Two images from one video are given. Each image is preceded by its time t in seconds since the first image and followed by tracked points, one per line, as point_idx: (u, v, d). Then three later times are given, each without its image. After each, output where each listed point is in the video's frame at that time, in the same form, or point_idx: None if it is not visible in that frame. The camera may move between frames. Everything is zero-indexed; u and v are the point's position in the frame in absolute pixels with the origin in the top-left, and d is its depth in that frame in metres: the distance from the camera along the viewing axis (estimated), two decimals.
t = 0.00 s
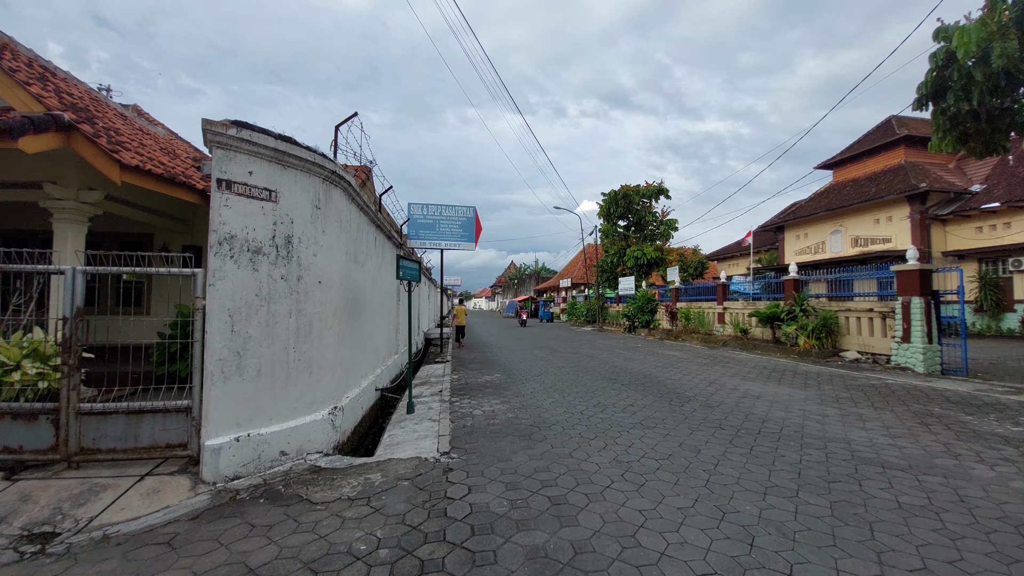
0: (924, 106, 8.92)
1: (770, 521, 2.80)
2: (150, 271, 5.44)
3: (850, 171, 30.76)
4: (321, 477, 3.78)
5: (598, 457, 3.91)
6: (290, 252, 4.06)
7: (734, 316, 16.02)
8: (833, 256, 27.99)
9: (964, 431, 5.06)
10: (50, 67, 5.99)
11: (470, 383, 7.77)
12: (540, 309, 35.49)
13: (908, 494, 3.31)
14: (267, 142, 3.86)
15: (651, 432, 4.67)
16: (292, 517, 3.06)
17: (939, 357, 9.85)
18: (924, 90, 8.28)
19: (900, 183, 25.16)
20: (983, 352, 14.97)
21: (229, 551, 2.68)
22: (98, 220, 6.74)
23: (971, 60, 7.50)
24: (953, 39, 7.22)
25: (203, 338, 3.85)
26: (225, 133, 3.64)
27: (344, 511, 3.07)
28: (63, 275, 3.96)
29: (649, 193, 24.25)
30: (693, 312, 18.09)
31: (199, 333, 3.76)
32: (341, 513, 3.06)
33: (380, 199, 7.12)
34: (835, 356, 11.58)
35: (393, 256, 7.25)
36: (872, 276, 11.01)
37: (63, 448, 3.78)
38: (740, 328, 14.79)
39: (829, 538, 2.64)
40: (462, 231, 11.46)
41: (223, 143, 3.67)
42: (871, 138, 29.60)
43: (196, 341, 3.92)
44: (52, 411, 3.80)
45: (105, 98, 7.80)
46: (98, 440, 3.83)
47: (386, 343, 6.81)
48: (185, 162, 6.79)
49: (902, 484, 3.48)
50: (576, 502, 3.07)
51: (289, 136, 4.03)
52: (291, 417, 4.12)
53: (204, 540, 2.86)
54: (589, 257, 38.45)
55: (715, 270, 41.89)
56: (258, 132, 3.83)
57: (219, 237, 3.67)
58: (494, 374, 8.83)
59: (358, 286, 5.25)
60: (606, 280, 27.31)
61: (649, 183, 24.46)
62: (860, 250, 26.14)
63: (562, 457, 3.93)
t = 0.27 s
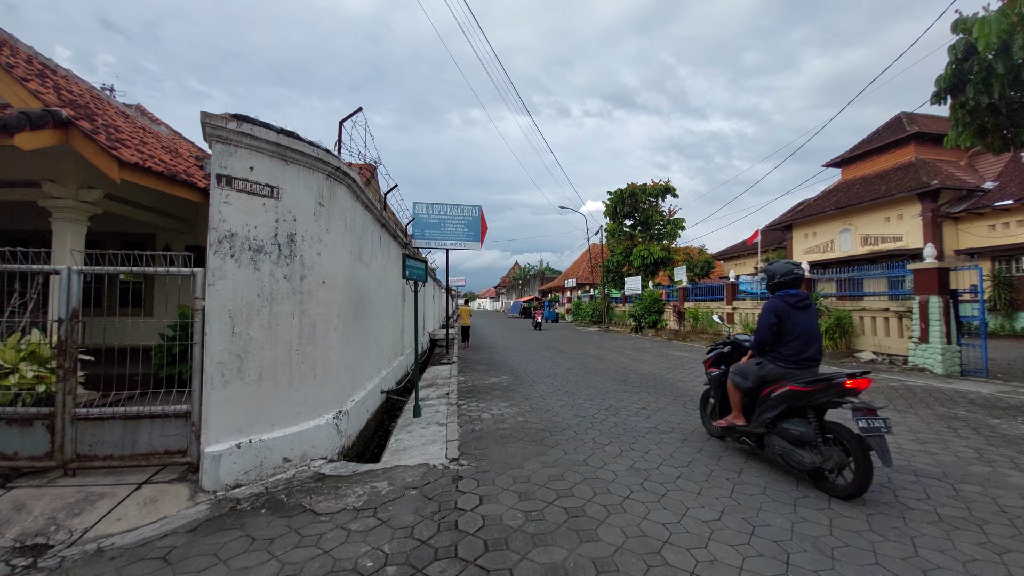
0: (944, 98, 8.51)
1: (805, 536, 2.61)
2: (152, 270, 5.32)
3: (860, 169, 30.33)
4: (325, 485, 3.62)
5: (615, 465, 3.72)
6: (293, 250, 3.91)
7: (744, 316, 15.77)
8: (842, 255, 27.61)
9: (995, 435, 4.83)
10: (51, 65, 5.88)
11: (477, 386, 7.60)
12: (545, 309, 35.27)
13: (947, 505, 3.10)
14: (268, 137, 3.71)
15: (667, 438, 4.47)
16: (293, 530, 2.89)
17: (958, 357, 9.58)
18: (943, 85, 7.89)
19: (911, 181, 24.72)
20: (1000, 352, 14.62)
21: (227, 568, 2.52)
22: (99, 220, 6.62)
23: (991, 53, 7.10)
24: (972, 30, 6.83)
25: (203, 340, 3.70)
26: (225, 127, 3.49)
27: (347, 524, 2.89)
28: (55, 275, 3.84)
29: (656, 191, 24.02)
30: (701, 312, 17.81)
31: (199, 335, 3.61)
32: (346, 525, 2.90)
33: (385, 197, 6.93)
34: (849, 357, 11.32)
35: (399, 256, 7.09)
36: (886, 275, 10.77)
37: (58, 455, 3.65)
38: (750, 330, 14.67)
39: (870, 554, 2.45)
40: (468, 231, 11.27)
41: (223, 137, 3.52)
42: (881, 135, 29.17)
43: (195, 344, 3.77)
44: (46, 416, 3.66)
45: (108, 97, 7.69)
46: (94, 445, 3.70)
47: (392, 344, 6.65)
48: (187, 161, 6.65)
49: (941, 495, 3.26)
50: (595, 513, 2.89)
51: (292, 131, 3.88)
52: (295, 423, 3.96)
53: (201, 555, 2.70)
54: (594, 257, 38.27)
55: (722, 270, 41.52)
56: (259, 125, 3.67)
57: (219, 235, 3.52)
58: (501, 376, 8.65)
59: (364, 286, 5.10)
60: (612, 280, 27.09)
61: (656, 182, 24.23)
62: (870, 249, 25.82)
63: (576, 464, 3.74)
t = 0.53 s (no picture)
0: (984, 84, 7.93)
1: (853, 559, 2.38)
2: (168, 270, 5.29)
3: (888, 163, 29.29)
4: (338, 492, 3.50)
5: (640, 475, 3.51)
6: (306, 250, 3.81)
7: (767, 316, 15.29)
8: (870, 252, 26.67)
9: None
10: (69, 67, 5.91)
11: (493, 387, 7.44)
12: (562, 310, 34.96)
13: (1008, 524, 2.83)
14: (279, 133, 3.60)
15: (694, 445, 4.24)
16: (302, 541, 2.77)
17: (1001, 359, 9.07)
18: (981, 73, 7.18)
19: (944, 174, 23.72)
20: None
21: None
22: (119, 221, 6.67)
23: None
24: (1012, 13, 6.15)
25: (215, 342, 3.62)
26: (235, 123, 3.39)
27: (358, 536, 2.76)
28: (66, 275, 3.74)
29: (674, 189, 23.56)
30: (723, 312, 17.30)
31: (210, 337, 3.53)
32: (358, 537, 2.77)
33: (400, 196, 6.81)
34: (882, 358, 10.84)
35: (414, 255, 6.98)
36: (920, 273, 10.28)
37: (73, 457, 3.60)
38: (775, 329, 14.14)
39: None
40: (483, 229, 11.10)
41: (233, 134, 3.42)
42: (910, 127, 28.10)
43: (207, 346, 3.69)
44: (60, 418, 3.61)
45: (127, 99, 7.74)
46: (107, 448, 3.64)
47: (407, 344, 6.54)
48: (203, 161, 6.64)
49: (1000, 513, 2.98)
50: (620, 529, 2.70)
51: (303, 127, 3.77)
52: (308, 426, 3.86)
53: (208, 566, 2.60)
54: (611, 257, 37.85)
55: (743, 269, 40.63)
56: (270, 121, 3.57)
57: (229, 234, 3.43)
58: (518, 378, 8.47)
59: (378, 286, 4.98)
60: (630, 279, 26.69)
61: (674, 179, 23.77)
62: (900, 246, 24.94)
63: (598, 474, 3.55)
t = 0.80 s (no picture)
0: None
1: None
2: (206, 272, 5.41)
3: (943, 155, 27.48)
4: (366, 498, 3.45)
5: (681, 491, 3.30)
6: (334, 252, 3.78)
7: (812, 318, 14.54)
8: (925, 250, 25.05)
9: None
10: (115, 78, 6.16)
11: (523, 391, 7.30)
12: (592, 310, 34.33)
13: None
14: (308, 135, 3.58)
15: (739, 459, 3.97)
16: (329, 550, 2.72)
17: None
18: None
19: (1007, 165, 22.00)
20: None
21: None
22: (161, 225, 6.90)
23: None
24: None
25: (246, 344, 3.62)
26: (264, 125, 3.38)
27: (385, 548, 2.68)
28: (104, 278, 3.81)
29: (710, 186, 22.81)
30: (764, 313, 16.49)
31: (242, 339, 3.54)
32: (385, 548, 2.69)
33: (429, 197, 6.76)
34: (943, 365, 10.07)
35: (443, 256, 6.92)
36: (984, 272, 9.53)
37: (111, 457, 3.70)
38: (822, 332, 13.32)
39: None
40: (512, 229, 10.98)
41: (263, 136, 3.42)
42: (969, 116, 26.26)
43: (239, 348, 3.70)
44: (102, 417, 3.71)
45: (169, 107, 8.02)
46: (146, 447, 3.71)
47: (436, 346, 6.48)
48: (239, 166, 6.78)
49: None
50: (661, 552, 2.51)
51: (332, 128, 3.74)
52: (337, 429, 3.83)
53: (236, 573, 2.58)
54: (643, 256, 37.08)
55: (784, 269, 39.00)
56: (298, 123, 3.55)
57: (260, 237, 3.43)
58: (549, 381, 8.29)
59: (407, 288, 4.93)
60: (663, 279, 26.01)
61: (710, 176, 23.02)
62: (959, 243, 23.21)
63: (636, 488, 3.35)
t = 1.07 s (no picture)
0: None
1: None
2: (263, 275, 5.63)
3: None
4: (412, 500, 3.45)
5: (744, 509, 3.07)
6: (380, 253, 3.82)
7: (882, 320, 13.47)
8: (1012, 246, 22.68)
9: None
10: (181, 94, 6.56)
11: (567, 395, 7.15)
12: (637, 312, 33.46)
13: None
14: (354, 138, 3.64)
15: (808, 477, 3.67)
16: (376, 552, 2.72)
17: None
18: None
19: None
20: None
21: None
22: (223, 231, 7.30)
23: None
24: None
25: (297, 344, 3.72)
26: (313, 131, 3.47)
27: (432, 554, 2.65)
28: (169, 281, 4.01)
29: (763, 180, 21.69)
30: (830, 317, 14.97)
31: (294, 340, 3.63)
32: (431, 553, 2.66)
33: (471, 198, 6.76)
34: None
35: (485, 257, 6.91)
36: None
37: (177, 449, 3.88)
38: (895, 337, 12.30)
39: None
40: (555, 230, 10.79)
41: (312, 141, 3.50)
42: None
43: (290, 348, 3.81)
44: (168, 412, 3.90)
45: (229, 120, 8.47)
46: (208, 441, 3.88)
47: (479, 347, 6.46)
48: (292, 173, 7.05)
49: None
50: None
51: (377, 131, 3.79)
52: (384, 429, 3.87)
53: (288, 571, 2.63)
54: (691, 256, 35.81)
55: (846, 268, 36.51)
56: (345, 127, 3.61)
57: (310, 240, 3.52)
58: (594, 385, 8.09)
59: (451, 289, 4.93)
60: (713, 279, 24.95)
61: (763, 170, 21.89)
62: None
63: (693, 504, 3.16)
